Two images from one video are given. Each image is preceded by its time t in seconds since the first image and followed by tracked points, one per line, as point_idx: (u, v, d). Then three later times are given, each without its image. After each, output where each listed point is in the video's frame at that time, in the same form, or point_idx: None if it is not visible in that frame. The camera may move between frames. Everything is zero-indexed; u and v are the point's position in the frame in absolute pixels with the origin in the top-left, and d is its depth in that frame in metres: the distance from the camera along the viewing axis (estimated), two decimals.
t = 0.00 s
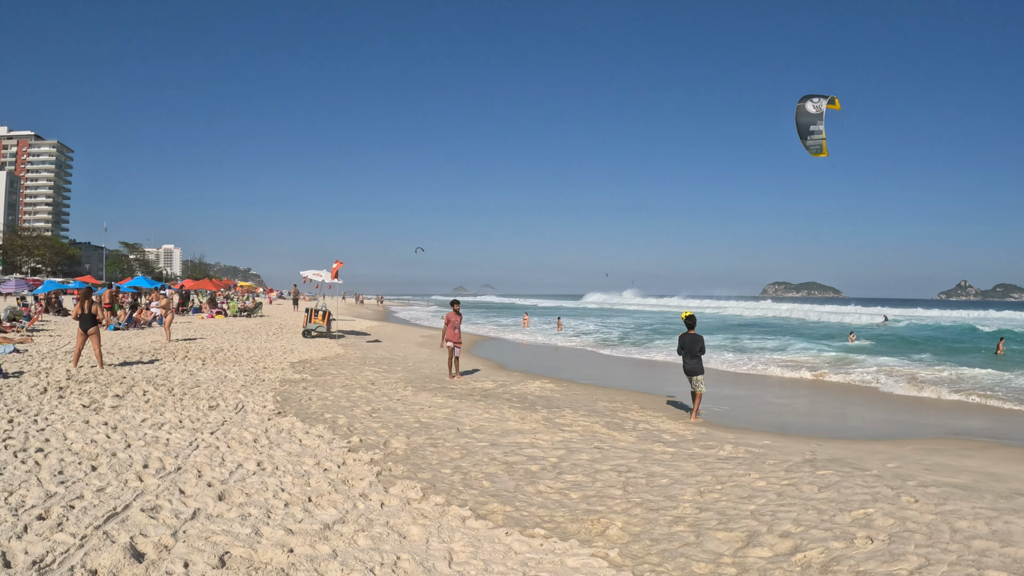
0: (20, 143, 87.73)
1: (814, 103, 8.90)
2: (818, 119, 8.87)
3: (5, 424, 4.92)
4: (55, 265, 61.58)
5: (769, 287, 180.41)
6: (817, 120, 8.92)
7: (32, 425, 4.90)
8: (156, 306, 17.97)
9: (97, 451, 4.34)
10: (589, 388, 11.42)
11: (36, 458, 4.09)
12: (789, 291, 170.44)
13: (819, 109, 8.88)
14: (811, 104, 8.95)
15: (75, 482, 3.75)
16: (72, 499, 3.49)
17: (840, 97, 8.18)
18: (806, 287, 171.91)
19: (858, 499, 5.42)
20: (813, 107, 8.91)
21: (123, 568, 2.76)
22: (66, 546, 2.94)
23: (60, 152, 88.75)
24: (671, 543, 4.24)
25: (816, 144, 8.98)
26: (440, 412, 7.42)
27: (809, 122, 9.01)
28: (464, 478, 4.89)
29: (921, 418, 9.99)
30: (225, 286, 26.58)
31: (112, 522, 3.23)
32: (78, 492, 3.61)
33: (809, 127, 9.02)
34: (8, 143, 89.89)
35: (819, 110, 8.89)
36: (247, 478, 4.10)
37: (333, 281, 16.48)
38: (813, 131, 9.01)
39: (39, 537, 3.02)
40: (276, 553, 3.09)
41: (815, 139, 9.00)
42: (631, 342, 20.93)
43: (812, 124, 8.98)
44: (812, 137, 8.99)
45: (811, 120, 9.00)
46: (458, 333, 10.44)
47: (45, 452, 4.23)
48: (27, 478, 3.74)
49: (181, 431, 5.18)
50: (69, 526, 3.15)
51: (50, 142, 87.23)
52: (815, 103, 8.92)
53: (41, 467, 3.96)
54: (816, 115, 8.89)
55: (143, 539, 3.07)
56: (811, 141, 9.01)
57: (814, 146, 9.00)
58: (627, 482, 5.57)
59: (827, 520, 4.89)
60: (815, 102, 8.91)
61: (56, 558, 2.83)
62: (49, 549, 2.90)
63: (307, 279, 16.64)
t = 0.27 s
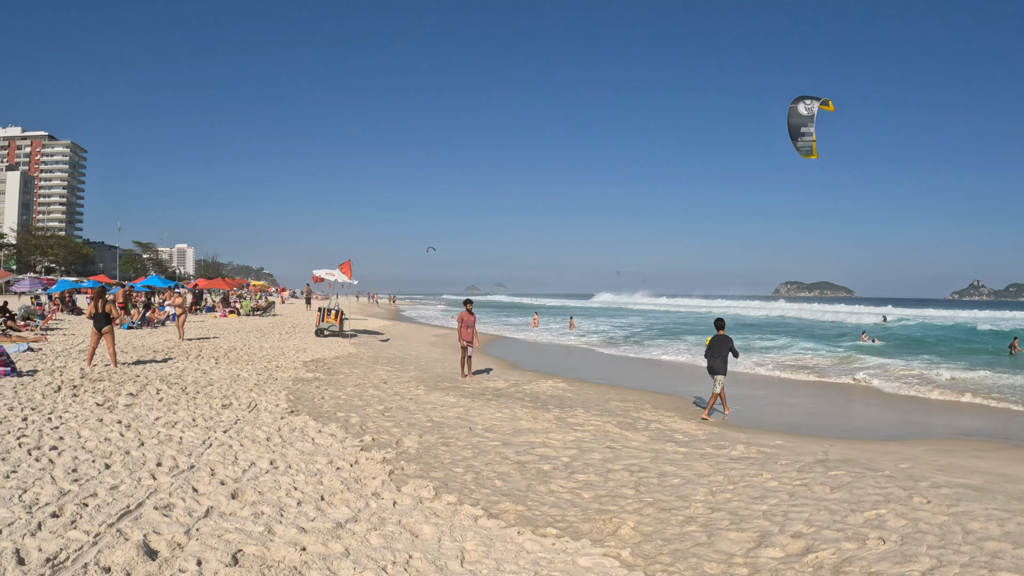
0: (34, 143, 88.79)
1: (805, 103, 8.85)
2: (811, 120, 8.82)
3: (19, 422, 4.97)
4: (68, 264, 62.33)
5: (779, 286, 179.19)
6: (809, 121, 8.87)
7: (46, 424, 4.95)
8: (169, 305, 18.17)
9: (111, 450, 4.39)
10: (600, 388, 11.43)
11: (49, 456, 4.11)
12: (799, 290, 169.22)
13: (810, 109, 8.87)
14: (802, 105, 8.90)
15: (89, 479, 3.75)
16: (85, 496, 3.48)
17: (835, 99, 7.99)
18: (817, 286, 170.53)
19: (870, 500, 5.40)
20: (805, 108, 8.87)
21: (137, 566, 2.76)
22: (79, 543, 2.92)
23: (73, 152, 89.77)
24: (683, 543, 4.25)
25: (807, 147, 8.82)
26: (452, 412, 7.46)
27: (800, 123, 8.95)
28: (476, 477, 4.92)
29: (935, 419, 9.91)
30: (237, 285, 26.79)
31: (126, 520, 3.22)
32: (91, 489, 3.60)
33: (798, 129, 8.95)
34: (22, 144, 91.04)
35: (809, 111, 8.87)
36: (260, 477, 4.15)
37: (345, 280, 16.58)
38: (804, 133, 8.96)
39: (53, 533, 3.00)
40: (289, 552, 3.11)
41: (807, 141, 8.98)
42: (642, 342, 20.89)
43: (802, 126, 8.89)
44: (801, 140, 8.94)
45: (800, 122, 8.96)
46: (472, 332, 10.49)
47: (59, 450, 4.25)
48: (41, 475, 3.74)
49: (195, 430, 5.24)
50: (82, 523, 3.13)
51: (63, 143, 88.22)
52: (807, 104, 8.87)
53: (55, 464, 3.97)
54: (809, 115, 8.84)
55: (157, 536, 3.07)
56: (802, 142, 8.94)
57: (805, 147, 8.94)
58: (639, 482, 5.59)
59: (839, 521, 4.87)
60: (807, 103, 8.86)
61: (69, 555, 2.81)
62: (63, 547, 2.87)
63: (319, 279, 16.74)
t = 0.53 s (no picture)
0: (48, 143, 89.84)
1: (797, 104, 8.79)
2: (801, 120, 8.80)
3: (35, 420, 5.05)
4: (82, 263, 63.09)
5: (789, 284, 177.98)
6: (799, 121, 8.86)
7: (60, 421, 5.03)
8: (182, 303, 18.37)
9: (124, 448, 4.45)
10: (611, 387, 11.43)
11: (63, 454, 4.16)
12: (810, 289, 168.05)
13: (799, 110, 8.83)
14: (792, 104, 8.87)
15: (102, 478, 3.79)
16: (99, 494, 3.52)
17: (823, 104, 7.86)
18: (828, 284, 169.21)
19: (882, 501, 5.37)
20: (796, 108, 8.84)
21: (150, 563, 2.80)
22: (93, 540, 2.96)
23: (87, 152, 90.82)
24: (695, 542, 4.25)
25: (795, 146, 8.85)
26: (464, 410, 7.50)
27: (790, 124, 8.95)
28: (488, 476, 4.95)
29: (949, 419, 9.81)
30: (250, 284, 26.95)
31: (139, 518, 3.26)
32: (105, 486, 3.65)
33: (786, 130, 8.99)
34: (36, 143, 92.21)
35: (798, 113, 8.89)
36: (272, 475, 4.20)
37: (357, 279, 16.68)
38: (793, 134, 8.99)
39: (67, 531, 3.03)
40: (301, 549, 3.15)
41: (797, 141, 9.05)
42: (652, 341, 20.84)
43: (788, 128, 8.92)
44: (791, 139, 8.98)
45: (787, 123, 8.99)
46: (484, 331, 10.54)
47: (73, 448, 4.32)
48: (55, 473, 3.79)
49: (208, 428, 5.31)
50: (96, 521, 3.17)
51: (76, 142, 89.27)
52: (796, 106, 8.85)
53: (69, 462, 4.02)
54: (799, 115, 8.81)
55: (170, 534, 3.12)
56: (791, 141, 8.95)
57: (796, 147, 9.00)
58: (651, 481, 5.60)
59: (850, 521, 4.85)
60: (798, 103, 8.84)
61: (83, 552, 2.84)
62: (76, 544, 2.91)
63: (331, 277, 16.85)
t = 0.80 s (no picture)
0: (60, 143, 90.77)
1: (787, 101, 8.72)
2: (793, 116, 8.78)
3: (47, 418, 5.08)
4: (94, 262, 63.76)
5: (798, 283, 176.72)
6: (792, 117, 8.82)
7: (72, 419, 5.06)
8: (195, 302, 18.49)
9: (136, 445, 4.46)
10: (623, 386, 11.38)
11: (76, 451, 4.18)
12: (819, 287, 166.85)
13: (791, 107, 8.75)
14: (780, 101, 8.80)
15: (114, 475, 3.80)
16: (111, 491, 3.52)
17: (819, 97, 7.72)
18: (837, 283, 167.89)
19: (892, 501, 5.30)
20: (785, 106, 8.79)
21: (162, 560, 2.80)
22: (105, 537, 2.96)
23: (98, 152, 91.71)
24: (705, 542, 4.21)
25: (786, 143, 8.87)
26: (475, 409, 7.49)
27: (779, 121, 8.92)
28: (499, 475, 4.93)
29: (963, 419, 9.67)
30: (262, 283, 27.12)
31: (151, 515, 3.26)
32: (117, 484, 3.65)
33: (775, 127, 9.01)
34: (49, 144, 93.23)
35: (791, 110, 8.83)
36: (284, 473, 4.20)
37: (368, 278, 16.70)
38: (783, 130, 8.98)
39: (79, 528, 3.03)
40: (312, 547, 3.14)
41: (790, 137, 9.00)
42: (662, 341, 20.74)
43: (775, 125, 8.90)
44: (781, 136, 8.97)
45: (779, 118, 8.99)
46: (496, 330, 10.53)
47: (85, 446, 4.33)
48: (67, 470, 3.80)
49: (219, 426, 5.32)
50: (107, 518, 3.17)
51: (88, 142, 90.10)
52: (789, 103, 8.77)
53: (81, 460, 4.03)
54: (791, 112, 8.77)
55: (181, 531, 3.11)
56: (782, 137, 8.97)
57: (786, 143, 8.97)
58: (662, 480, 5.56)
59: (861, 521, 4.79)
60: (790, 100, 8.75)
61: (95, 549, 2.84)
62: (88, 541, 2.90)
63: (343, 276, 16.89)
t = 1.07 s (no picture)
0: (71, 143, 91.60)
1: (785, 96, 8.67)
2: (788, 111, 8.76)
3: (59, 415, 5.12)
4: (106, 261, 64.38)
5: (806, 282, 175.57)
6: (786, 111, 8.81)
7: (83, 417, 5.08)
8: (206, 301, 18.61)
9: (146, 443, 4.48)
10: (633, 385, 11.34)
11: (87, 449, 4.20)
12: (828, 286, 165.73)
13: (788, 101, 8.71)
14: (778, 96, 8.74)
15: (125, 473, 3.82)
16: (121, 489, 3.54)
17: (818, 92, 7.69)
18: (846, 282, 166.68)
19: (902, 501, 5.25)
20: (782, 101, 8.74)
21: (171, 557, 2.80)
22: (115, 534, 2.97)
23: (108, 152, 92.43)
24: (713, 541, 4.19)
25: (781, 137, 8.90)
26: (484, 407, 7.49)
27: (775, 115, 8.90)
28: (508, 473, 4.91)
29: (976, 419, 9.54)
30: (272, 282, 27.25)
31: (160, 512, 3.27)
32: (127, 481, 3.66)
33: (770, 120, 9.02)
34: (60, 144, 94.09)
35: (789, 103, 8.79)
36: (294, 471, 4.20)
37: (379, 277, 16.75)
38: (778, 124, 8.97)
39: (89, 525, 3.04)
40: (321, 544, 3.14)
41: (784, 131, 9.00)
42: (672, 340, 20.65)
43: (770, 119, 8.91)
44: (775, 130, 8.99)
45: (776, 111, 8.98)
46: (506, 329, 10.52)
47: (96, 444, 4.35)
48: (78, 468, 3.82)
49: (230, 424, 5.34)
50: (117, 515, 3.18)
51: (99, 142, 90.91)
52: (787, 97, 8.71)
53: (92, 457, 4.05)
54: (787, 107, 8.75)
55: (191, 528, 3.12)
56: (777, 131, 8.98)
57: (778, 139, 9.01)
58: (671, 479, 5.54)
59: (871, 521, 4.75)
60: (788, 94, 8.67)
61: (104, 546, 2.85)
62: (98, 538, 2.91)
63: (353, 275, 16.93)
